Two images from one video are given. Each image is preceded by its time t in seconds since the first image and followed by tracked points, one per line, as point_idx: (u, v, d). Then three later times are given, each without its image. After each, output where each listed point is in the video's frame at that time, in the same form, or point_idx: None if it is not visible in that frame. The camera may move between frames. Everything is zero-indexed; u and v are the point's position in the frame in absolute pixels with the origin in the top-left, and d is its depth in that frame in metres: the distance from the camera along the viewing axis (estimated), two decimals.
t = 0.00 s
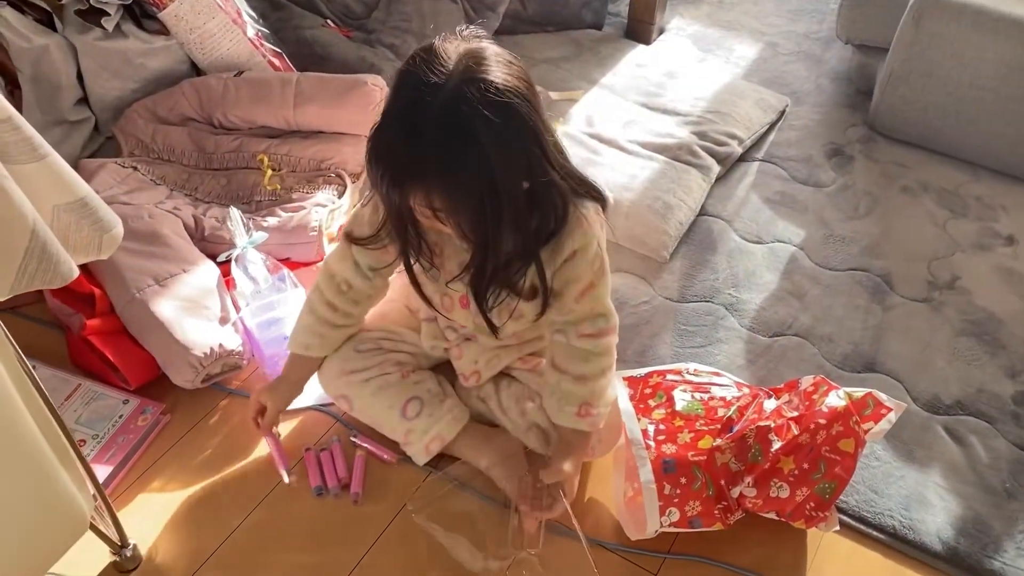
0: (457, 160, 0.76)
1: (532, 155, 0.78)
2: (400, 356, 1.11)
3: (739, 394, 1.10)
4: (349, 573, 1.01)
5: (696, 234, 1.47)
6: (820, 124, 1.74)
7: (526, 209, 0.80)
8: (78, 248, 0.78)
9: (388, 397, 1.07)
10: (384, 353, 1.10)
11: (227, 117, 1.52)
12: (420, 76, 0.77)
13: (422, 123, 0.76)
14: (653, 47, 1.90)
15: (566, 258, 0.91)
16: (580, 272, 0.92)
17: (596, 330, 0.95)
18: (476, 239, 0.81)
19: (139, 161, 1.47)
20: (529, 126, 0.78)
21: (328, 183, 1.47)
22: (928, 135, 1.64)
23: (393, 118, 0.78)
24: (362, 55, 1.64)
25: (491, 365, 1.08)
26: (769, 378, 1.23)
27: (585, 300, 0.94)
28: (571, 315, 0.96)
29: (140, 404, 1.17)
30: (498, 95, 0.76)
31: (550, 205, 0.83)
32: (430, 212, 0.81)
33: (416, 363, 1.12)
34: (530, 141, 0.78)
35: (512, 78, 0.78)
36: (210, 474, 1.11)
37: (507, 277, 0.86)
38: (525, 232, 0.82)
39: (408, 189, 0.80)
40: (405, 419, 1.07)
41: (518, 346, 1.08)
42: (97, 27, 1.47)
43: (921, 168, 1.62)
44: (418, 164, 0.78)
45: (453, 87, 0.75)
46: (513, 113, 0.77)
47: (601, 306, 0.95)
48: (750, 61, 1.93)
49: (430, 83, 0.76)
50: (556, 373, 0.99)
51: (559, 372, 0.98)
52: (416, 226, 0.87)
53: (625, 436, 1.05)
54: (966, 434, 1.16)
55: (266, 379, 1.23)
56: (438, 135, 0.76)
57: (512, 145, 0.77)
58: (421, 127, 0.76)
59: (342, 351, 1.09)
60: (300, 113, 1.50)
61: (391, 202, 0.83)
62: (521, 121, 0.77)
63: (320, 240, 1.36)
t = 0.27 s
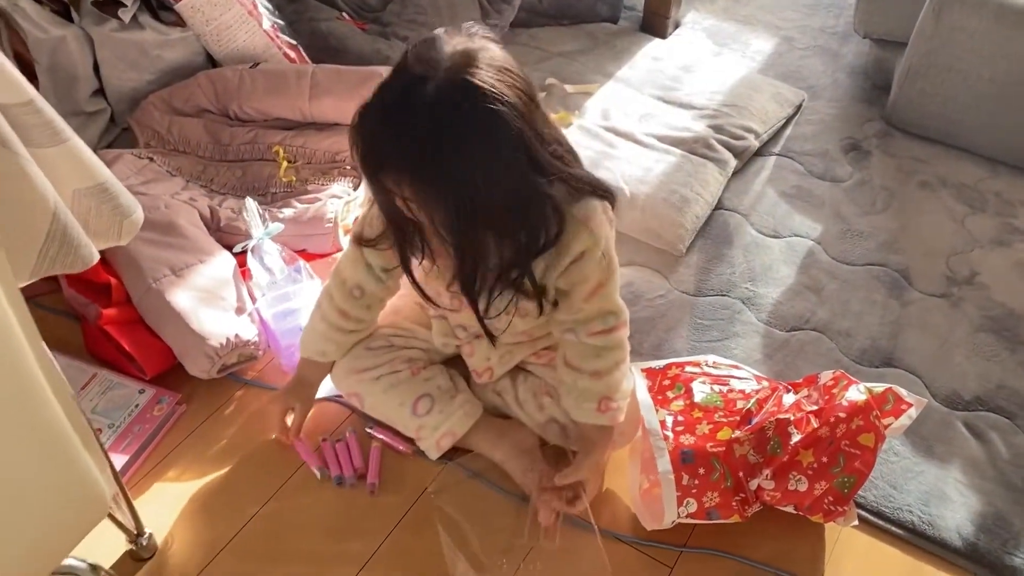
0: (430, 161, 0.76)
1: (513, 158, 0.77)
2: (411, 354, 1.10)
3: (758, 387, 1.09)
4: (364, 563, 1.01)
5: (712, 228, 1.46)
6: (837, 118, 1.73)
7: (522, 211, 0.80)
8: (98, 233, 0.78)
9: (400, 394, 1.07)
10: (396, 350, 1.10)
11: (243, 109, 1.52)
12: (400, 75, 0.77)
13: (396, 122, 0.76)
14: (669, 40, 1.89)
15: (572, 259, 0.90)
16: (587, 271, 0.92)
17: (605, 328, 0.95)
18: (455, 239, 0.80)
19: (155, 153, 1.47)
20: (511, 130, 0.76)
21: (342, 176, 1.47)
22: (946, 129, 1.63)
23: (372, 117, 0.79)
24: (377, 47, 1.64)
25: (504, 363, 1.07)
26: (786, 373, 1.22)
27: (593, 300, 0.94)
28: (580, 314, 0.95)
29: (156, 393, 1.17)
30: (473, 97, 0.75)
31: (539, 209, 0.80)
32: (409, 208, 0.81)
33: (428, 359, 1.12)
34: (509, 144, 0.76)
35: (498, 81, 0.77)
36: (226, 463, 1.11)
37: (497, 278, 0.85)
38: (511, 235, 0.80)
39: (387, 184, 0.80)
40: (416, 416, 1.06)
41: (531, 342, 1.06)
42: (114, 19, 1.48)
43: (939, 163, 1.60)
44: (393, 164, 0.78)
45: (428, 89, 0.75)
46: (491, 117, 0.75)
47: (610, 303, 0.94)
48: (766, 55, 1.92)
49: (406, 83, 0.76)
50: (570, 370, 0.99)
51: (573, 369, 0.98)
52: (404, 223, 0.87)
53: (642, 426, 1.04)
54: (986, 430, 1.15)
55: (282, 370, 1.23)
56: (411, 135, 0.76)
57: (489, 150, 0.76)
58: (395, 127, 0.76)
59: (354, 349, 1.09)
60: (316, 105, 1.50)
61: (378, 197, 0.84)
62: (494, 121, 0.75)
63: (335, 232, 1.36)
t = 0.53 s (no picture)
0: (410, 148, 0.81)
1: (490, 153, 0.79)
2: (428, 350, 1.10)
3: (776, 386, 1.09)
4: (381, 558, 1.01)
5: (728, 228, 1.46)
6: (852, 118, 1.73)
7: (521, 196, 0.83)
8: (123, 228, 0.79)
9: (416, 390, 1.07)
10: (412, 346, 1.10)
11: (260, 107, 1.53)
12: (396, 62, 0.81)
13: (380, 109, 0.81)
14: (684, 39, 1.89)
15: (589, 257, 0.92)
16: (605, 270, 0.92)
17: (623, 326, 0.94)
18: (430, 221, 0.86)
19: (173, 150, 1.48)
20: (489, 128, 0.79)
21: (359, 174, 1.47)
22: (963, 129, 1.62)
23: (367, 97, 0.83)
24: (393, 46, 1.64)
25: (520, 360, 1.06)
26: (803, 373, 1.22)
27: (612, 299, 0.93)
28: (598, 312, 0.95)
29: (174, 389, 1.18)
30: (450, 94, 0.78)
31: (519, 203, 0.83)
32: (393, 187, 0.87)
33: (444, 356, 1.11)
34: (488, 141, 0.79)
35: (488, 77, 0.78)
36: (244, 459, 1.12)
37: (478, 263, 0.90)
38: (487, 223, 0.84)
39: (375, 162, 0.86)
40: (432, 413, 1.07)
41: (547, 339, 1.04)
42: (133, 17, 1.49)
43: (956, 164, 1.60)
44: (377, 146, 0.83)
45: (411, 81, 0.78)
46: (469, 114, 0.78)
47: (631, 300, 0.93)
48: (781, 54, 1.91)
49: (395, 72, 0.80)
50: (587, 367, 0.99)
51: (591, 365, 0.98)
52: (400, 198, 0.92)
53: (660, 425, 1.05)
54: (1003, 430, 1.14)
55: (299, 366, 1.24)
56: (391, 123, 0.80)
57: (465, 144, 0.79)
58: (379, 114, 0.81)
59: (371, 344, 1.10)
60: (333, 104, 1.51)
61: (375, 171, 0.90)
62: (468, 118, 0.78)
63: (352, 230, 1.36)
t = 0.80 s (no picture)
0: (440, 131, 0.84)
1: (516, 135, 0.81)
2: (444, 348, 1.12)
3: (791, 389, 1.09)
4: (397, 558, 1.02)
5: (741, 230, 1.46)
6: (866, 121, 1.73)
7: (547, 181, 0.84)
8: (146, 230, 0.80)
9: (433, 389, 1.08)
10: (429, 345, 1.12)
11: (275, 109, 1.54)
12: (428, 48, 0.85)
13: (412, 93, 0.84)
14: (697, 42, 1.89)
15: (610, 250, 0.92)
16: (624, 265, 0.92)
17: (639, 325, 0.95)
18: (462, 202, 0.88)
19: (189, 152, 1.49)
20: (514, 112, 0.81)
21: (374, 176, 1.47)
22: (977, 132, 1.62)
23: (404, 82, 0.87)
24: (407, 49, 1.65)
25: (534, 359, 1.08)
26: (816, 376, 1.22)
27: (629, 296, 0.94)
28: (615, 309, 0.96)
29: (191, 389, 1.19)
30: (475, 79, 0.80)
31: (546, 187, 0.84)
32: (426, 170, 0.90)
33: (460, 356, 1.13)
34: (513, 124, 0.81)
35: (515, 61, 0.81)
36: (261, 459, 1.12)
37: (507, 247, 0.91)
38: (516, 206, 0.86)
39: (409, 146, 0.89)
40: (448, 412, 1.08)
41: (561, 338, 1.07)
42: (150, 19, 1.49)
43: (970, 166, 1.59)
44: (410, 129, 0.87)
45: (439, 66, 0.82)
46: (495, 98, 0.80)
47: (647, 300, 0.94)
48: (794, 57, 1.91)
49: (427, 57, 0.83)
50: (601, 366, 0.99)
51: (603, 365, 0.98)
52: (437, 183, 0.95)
53: (675, 427, 1.05)
54: (1018, 434, 1.14)
55: (315, 367, 1.25)
56: (422, 106, 0.84)
57: (491, 126, 0.81)
58: (411, 98, 0.84)
59: (389, 342, 1.11)
60: (348, 106, 1.51)
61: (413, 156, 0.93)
62: (493, 101, 0.81)
63: (367, 232, 1.37)
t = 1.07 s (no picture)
0: (471, 135, 0.87)
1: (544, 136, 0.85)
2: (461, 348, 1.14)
3: (801, 400, 1.10)
4: (409, 567, 1.03)
5: (751, 239, 1.47)
6: (874, 130, 1.73)
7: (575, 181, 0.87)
8: (164, 245, 0.81)
9: (451, 388, 1.09)
10: (448, 345, 1.13)
11: (287, 118, 1.55)
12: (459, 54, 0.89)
13: (444, 96, 0.88)
14: (706, 51, 1.90)
15: (630, 254, 0.93)
16: (642, 272, 0.93)
17: (653, 334, 0.96)
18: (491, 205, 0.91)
19: (202, 162, 1.50)
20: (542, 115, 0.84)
21: (385, 185, 1.48)
22: (986, 141, 1.62)
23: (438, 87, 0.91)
24: (418, 59, 1.67)
25: (548, 361, 1.10)
26: (826, 386, 1.23)
27: (645, 303, 0.95)
28: (629, 315, 0.97)
29: (205, 398, 1.20)
30: (501, 82, 0.84)
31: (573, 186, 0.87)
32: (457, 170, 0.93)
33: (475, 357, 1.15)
34: (541, 126, 0.84)
35: (539, 64, 0.84)
36: (273, 468, 1.13)
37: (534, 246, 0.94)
38: (544, 205, 0.89)
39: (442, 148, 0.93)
40: (466, 413, 1.08)
41: (575, 343, 1.10)
42: (164, 30, 1.50)
43: (979, 176, 1.60)
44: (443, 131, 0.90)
45: (467, 71, 0.85)
46: (521, 101, 0.84)
47: (661, 309, 0.95)
48: (803, 65, 1.92)
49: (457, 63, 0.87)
50: (612, 375, 1.01)
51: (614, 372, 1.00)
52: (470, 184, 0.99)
53: (685, 438, 1.06)
54: None
55: (328, 376, 1.26)
56: (453, 109, 0.87)
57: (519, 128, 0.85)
58: (443, 101, 0.88)
59: (408, 340, 1.12)
60: (359, 116, 1.53)
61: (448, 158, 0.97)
62: (519, 103, 0.84)
63: (379, 241, 1.37)
